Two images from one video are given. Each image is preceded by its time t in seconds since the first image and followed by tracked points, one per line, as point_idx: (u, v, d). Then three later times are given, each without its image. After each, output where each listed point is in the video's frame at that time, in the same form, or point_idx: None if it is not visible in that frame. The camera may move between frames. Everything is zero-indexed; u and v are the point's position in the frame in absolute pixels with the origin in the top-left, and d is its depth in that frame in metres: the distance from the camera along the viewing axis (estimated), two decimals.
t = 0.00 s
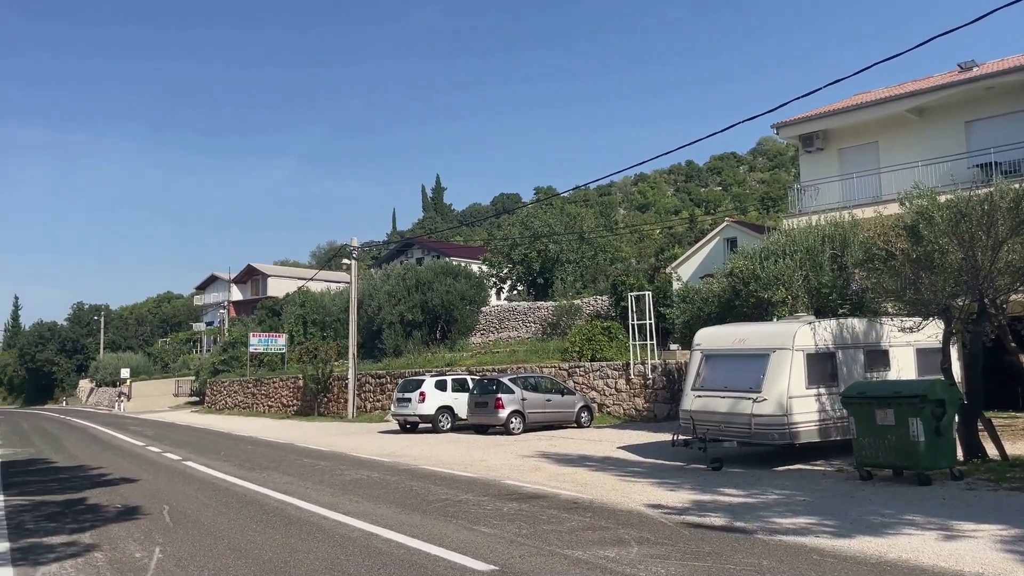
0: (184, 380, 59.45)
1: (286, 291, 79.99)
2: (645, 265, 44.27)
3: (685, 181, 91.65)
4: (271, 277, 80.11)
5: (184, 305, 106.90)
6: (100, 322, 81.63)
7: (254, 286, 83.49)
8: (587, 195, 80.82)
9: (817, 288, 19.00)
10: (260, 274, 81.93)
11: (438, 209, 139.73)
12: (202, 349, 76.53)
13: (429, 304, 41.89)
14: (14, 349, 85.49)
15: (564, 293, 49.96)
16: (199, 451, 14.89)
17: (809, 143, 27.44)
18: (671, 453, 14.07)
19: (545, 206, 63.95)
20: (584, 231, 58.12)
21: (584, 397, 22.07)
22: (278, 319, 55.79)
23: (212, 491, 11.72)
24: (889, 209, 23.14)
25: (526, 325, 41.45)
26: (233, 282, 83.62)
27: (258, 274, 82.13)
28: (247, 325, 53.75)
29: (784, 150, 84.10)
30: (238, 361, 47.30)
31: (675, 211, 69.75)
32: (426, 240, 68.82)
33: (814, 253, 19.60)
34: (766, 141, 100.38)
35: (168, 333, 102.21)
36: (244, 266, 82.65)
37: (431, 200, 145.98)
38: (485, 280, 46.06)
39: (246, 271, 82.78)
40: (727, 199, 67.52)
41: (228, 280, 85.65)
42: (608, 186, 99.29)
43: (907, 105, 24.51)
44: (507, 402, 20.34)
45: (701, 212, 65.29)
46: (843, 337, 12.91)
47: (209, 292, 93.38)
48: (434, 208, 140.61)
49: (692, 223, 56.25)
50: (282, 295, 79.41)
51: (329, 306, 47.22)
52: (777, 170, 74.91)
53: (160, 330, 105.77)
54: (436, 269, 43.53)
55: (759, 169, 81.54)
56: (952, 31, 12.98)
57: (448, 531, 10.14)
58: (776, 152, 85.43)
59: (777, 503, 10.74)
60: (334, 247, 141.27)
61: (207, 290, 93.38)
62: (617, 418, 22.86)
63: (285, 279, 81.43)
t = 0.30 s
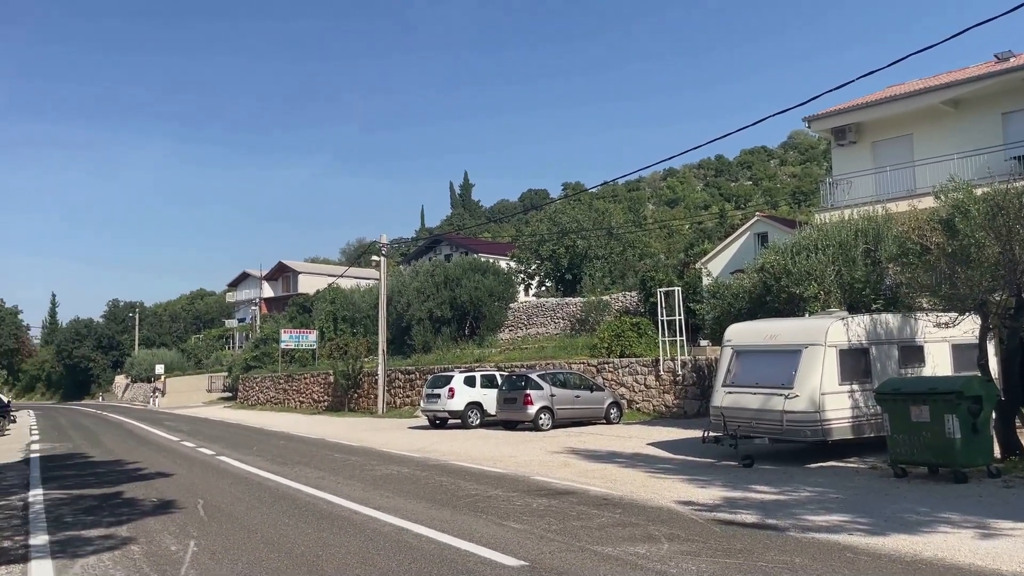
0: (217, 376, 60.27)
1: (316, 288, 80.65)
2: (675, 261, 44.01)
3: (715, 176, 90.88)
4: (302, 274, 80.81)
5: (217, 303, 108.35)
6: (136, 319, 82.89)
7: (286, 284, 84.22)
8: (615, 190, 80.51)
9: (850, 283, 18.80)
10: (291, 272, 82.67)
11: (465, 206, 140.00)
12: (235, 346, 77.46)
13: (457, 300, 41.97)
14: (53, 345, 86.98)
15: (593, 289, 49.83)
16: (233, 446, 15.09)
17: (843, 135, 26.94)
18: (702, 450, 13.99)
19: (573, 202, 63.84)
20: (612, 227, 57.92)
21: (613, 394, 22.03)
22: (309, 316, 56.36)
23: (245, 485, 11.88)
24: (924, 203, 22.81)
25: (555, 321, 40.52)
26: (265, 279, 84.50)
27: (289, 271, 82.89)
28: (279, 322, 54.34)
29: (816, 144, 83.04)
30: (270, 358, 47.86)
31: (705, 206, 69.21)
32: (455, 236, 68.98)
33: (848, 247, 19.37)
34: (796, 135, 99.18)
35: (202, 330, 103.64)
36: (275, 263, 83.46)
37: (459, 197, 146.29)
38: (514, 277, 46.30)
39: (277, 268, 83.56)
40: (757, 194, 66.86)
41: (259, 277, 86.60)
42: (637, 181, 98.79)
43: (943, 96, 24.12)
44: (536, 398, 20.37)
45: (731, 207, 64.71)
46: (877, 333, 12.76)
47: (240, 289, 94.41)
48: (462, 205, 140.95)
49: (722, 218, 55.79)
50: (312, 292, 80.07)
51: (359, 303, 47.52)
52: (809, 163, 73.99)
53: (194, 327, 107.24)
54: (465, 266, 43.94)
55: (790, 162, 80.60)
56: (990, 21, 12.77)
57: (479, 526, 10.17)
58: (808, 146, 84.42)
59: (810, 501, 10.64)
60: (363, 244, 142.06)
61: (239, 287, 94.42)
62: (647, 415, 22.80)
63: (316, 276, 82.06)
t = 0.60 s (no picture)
0: (252, 371, 61.07)
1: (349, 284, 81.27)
2: (707, 256, 43.73)
3: (747, 169, 89.90)
4: (335, 270, 81.32)
5: (252, 299, 109.81)
6: (174, 315, 84.16)
7: (319, 280, 84.91)
8: (647, 185, 80.08)
9: (886, 277, 18.57)
10: (324, 268, 83.36)
11: (495, 201, 140.17)
12: (269, 341, 78.40)
13: (488, 296, 42.00)
14: (93, 341, 88.59)
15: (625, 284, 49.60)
16: (267, 440, 15.29)
17: (878, 128, 26.72)
18: (735, 446, 13.90)
19: (604, 197, 63.63)
20: (643, 222, 57.61)
21: (645, 390, 21.98)
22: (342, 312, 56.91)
23: (281, 479, 12.04)
24: (964, 196, 22.40)
25: (585, 317, 41.79)
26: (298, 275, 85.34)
27: (322, 267, 83.61)
28: (312, 317, 54.89)
29: (851, 137, 81.79)
30: (303, 353, 48.39)
31: (737, 201, 68.58)
32: (485, 232, 69.13)
33: (883, 241, 19.15)
34: (830, 128, 97.74)
35: (237, 326, 104.99)
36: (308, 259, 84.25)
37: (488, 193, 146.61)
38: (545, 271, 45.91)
39: (310, 265, 84.30)
40: (791, 188, 66.12)
41: (292, 273, 87.55)
42: (668, 175, 98.14)
43: (982, 87, 23.64)
44: (567, 394, 20.37)
45: (764, 201, 64.05)
46: (914, 328, 12.57)
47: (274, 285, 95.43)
48: (492, 200, 141.08)
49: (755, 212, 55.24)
50: (344, 288, 80.70)
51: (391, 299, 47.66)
52: (844, 156, 72.93)
53: (229, 323, 108.71)
54: (496, 261, 43.28)
55: (825, 155, 79.48)
56: None
57: (511, 521, 10.21)
58: (843, 138, 83.20)
59: (846, 498, 10.53)
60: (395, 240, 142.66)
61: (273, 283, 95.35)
62: (678, 410, 22.74)
63: (348, 272, 82.67)
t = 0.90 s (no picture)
0: (289, 366, 61.82)
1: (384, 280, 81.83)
2: (742, 250, 43.36)
3: (784, 161, 88.82)
4: (369, 265, 81.80)
5: (288, 294, 111.23)
6: (212, 310, 85.40)
7: (354, 275, 85.59)
8: (681, 178, 79.58)
9: (928, 271, 18.25)
10: (359, 264, 84.02)
11: (528, 196, 140.23)
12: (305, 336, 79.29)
13: (522, 291, 42.03)
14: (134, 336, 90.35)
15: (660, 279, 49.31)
16: (305, 434, 15.49)
17: (918, 118, 26.26)
18: (772, 442, 13.77)
19: (638, 191, 63.37)
20: (677, 215, 57.20)
21: (680, 384, 21.91)
22: (376, 306, 57.38)
23: (317, 472, 12.18)
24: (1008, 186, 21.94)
25: (619, 311, 41.15)
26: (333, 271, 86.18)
27: (357, 263, 84.29)
28: (347, 313, 55.44)
29: (890, 128, 80.34)
30: (339, 348, 48.89)
31: (773, 193, 67.87)
32: (518, 227, 69.17)
33: (924, 234, 18.92)
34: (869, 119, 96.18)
35: (274, 322, 106.33)
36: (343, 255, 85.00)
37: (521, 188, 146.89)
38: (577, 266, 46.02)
39: (345, 260, 85.09)
40: (829, 180, 65.30)
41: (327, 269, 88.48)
42: (703, 169, 97.39)
43: None
44: (601, 388, 20.34)
45: (801, 194, 63.27)
46: (956, 322, 12.35)
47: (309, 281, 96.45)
48: (525, 195, 141.16)
49: (791, 205, 54.62)
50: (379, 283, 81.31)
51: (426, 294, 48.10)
52: (883, 148, 71.70)
53: (265, 318, 110.17)
54: (529, 256, 43.63)
55: (864, 147, 78.19)
56: None
57: (546, 515, 10.22)
58: (882, 130, 81.83)
59: (886, 494, 10.38)
60: (428, 235, 143.26)
61: (308, 279, 96.31)
62: (714, 405, 22.60)
63: (383, 267, 83.18)
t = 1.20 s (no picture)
0: (327, 360, 62.53)
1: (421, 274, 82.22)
2: (781, 243, 42.79)
3: (824, 152, 87.46)
4: (405, 260, 82.15)
5: (326, 289, 112.47)
6: (253, 305, 86.64)
7: (391, 270, 86.08)
8: (719, 170, 78.81)
9: (973, 263, 17.74)
10: (396, 258, 84.50)
11: (564, 188, 139.85)
12: (343, 330, 80.14)
13: (557, 285, 41.91)
14: (177, 330, 92.10)
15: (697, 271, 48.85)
16: (344, 426, 15.67)
17: (963, 107, 25.73)
18: (812, 436, 13.61)
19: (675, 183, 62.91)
20: (715, 208, 56.60)
21: (718, 378, 21.75)
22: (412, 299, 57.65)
23: (356, 465, 12.31)
24: None
25: (656, 305, 41.40)
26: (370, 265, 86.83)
27: (394, 257, 84.76)
28: (384, 307, 55.87)
29: (935, 117, 78.59)
30: (377, 341, 49.34)
31: (813, 184, 66.91)
32: (553, 221, 69.00)
33: (970, 225, 18.55)
34: (912, 108, 94.09)
35: (312, 317, 107.61)
36: (381, 249, 85.58)
37: (556, 181, 146.64)
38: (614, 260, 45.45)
39: (382, 255, 85.65)
40: (871, 171, 64.27)
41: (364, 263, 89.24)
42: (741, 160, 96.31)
43: None
44: (638, 382, 20.24)
45: (842, 185, 62.32)
46: (1004, 315, 12.08)
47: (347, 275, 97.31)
48: (561, 188, 140.66)
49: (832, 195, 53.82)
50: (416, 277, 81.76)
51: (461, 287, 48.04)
52: (927, 137, 70.21)
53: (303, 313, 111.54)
54: (565, 249, 43.31)
55: (906, 136, 76.57)
56: None
57: (583, 509, 10.20)
58: (926, 119, 80.16)
59: (931, 490, 10.19)
60: (462, 230, 143.55)
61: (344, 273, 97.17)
62: (753, 400, 22.41)
63: (419, 261, 83.59)
